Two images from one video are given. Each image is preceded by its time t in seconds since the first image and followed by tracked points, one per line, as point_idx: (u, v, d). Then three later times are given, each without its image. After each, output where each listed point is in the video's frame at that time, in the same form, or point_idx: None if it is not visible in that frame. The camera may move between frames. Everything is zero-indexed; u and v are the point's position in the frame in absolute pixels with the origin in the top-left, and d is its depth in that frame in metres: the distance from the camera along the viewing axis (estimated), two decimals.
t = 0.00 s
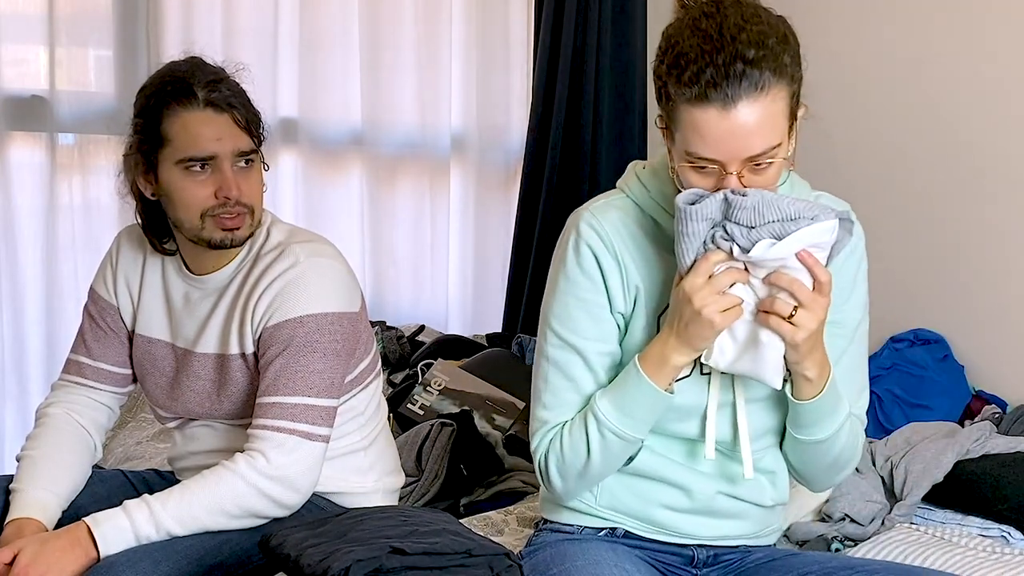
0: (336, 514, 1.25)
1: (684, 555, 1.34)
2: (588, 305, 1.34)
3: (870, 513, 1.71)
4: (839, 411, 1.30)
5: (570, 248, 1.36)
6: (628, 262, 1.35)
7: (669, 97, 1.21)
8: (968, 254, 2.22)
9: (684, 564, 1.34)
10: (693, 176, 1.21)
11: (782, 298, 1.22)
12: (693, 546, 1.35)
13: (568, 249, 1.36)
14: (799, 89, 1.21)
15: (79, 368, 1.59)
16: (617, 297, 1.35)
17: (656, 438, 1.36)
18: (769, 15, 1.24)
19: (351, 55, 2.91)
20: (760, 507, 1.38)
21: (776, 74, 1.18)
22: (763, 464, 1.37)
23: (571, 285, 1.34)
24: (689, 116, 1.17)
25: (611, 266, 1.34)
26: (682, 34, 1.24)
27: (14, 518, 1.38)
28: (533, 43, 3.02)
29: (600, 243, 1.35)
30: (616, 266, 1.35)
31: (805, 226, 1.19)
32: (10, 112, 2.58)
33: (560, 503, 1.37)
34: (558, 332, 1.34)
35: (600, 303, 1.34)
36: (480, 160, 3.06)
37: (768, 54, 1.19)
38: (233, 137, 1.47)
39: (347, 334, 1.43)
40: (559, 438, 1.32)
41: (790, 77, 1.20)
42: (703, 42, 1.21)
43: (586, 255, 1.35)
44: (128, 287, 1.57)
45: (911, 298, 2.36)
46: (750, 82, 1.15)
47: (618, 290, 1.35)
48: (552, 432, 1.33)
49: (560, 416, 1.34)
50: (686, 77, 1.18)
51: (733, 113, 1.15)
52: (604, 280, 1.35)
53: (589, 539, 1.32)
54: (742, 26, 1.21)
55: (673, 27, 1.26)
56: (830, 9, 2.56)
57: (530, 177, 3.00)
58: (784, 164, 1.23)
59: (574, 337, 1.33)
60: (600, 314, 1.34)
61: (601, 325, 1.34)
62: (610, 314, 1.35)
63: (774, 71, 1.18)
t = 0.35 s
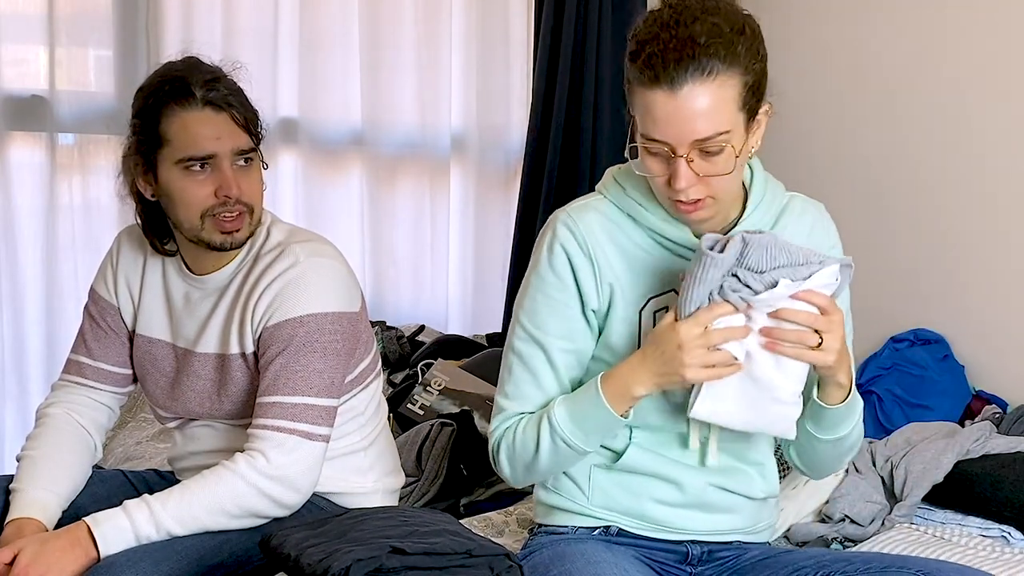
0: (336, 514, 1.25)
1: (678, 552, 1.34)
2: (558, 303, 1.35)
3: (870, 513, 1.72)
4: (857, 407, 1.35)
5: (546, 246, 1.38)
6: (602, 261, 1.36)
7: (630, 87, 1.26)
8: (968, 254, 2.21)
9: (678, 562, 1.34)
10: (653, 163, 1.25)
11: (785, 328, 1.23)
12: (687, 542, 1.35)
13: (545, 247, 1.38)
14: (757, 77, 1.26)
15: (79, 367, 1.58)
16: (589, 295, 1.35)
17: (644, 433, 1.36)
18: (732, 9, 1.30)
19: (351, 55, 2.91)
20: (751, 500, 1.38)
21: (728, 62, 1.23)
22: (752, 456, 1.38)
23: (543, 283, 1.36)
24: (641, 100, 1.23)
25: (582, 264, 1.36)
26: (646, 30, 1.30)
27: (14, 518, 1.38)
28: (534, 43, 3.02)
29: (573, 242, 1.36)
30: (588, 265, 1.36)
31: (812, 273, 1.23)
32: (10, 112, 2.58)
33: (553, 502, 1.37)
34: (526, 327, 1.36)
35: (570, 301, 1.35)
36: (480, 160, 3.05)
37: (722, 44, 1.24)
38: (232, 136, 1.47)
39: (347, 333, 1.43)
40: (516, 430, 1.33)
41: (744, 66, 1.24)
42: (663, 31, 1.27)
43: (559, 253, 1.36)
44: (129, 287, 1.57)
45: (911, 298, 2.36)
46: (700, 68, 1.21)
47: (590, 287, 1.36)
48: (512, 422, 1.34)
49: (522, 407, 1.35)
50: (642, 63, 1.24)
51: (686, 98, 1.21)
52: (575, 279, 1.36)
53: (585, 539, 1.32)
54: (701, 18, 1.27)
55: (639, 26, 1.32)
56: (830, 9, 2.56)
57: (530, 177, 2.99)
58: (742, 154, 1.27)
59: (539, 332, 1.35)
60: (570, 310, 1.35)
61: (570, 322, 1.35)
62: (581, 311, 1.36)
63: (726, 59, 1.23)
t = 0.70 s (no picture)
0: (336, 514, 1.25)
1: (675, 552, 1.33)
2: (539, 305, 1.35)
3: (870, 513, 1.71)
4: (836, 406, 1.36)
5: (528, 246, 1.38)
6: (581, 262, 1.35)
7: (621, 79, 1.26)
8: (968, 254, 2.21)
9: (675, 560, 1.33)
10: (636, 157, 1.26)
11: (747, 347, 1.26)
12: (684, 540, 1.34)
13: (527, 247, 1.39)
14: (745, 81, 1.27)
15: (79, 367, 1.58)
16: (568, 295, 1.35)
17: (633, 431, 1.35)
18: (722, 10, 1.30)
19: (351, 55, 2.91)
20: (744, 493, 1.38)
21: (719, 64, 1.23)
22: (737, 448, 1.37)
23: (524, 286, 1.36)
24: (634, 98, 1.23)
25: (561, 266, 1.35)
26: (640, 24, 1.30)
27: (14, 518, 1.38)
28: (534, 43, 3.02)
29: (554, 245, 1.36)
30: (568, 266, 1.35)
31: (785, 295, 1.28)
32: (10, 112, 2.58)
33: (547, 504, 1.38)
34: (507, 326, 1.37)
35: (550, 303, 1.35)
36: (480, 159, 3.05)
37: (713, 45, 1.24)
38: (232, 136, 1.47)
39: (347, 333, 1.43)
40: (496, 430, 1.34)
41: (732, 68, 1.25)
42: (655, 29, 1.27)
43: (539, 256, 1.36)
44: (128, 287, 1.57)
45: (911, 298, 2.36)
46: (692, 69, 1.21)
47: (569, 288, 1.35)
48: (490, 418, 1.36)
49: (500, 404, 1.36)
50: (634, 60, 1.24)
51: (675, 95, 1.21)
52: (555, 280, 1.36)
53: (583, 539, 1.32)
54: (692, 17, 1.27)
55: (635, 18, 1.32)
56: (830, 9, 2.56)
57: (530, 177, 2.99)
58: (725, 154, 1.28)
59: (517, 333, 1.36)
60: (550, 312, 1.35)
61: (550, 323, 1.35)
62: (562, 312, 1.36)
63: (718, 62, 1.23)
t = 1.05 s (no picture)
0: (337, 514, 1.25)
1: (669, 549, 1.33)
2: (522, 308, 1.35)
3: (870, 512, 1.72)
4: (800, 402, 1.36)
5: (508, 252, 1.37)
6: (564, 263, 1.35)
7: (704, 75, 1.26)
8: (968, 254, 2.21)
9: (670, 558, 1.33)
10: (737, 150, 1.27)
11: (710, 326, 1.26)
12: (677, 537, 1.34)
13: (507, 254, 1.38)
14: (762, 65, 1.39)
15: (80, 367, 1.58)
16: (552, 297, 1.35)
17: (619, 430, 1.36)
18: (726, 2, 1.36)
19: (351, 55, 2.91)
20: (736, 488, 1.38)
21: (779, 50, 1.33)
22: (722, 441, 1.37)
23: (506, 289, 1.36)
24: (753, 83, 1.26)
25: (544, 268, 1.35)
26: (685, 20, 1.29)
27: (14, 518, 1.38)
28: (534, 43, 3.02)
29: (535, 248, 1.36)
30: (551, 268, 1.35)
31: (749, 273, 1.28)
32: (10, 112, 2.58)
33: (542, 510, 1.38)
34: (492, 332, 1.36)
35: (533, 305, 1.35)
36: (480, 159, 3.05)
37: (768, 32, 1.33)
38: (234, 137, 1.47)
39: (346, 333, 1.43)
40: (488, 437, 1.33)
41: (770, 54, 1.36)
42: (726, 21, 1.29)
43: (521, 260, 1.36)
44: (129, 287, 1.57)
45: (910, 298, 2.36)
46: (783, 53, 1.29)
47: (552, 290, 1.35)
48: (483, 427, 1.34)
49: (490, 412, 1.34)
50: (741, 49, 1.26)
51: (775, 81, 1.27)
52: (538, 282, 1.35)
53: (578, 540, 1.31)
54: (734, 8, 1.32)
55: (668, 17, 1.31)
56: (829, 9, 2.56)
57: (530, 177, 2.99)
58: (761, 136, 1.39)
59: (502, 337, 1.35)
60: (533, 314, 1.35)
61: (534, 325, 1.35)
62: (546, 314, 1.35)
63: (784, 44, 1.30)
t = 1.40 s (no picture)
0: (337, 514, 1.25)
1: (664, 548, 1.33)
2: (510, 306, 1.33)
3: (870, 512, 1.72)
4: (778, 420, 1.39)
5: (497, 248, 1.36)
6: (556, 261, 1.34)
7: (733, 79, 1.28)
8: (968, 254, 2.21)
9: (666, 556, 1.33)
10: (750, 156, 1.30)
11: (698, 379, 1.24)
12: (672, 534, 1.34)
13: (496, 249, 1.37)
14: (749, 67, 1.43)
15: (79, 367, 1.58)
16: (542, 295, 1.33)
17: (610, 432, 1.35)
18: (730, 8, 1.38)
19: (351, 55, 2.91)
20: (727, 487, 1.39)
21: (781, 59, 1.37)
22: (708, 438, 1.39)
23: (495, 286, 1.34)
24: (775, 95, 1.30)
25: (534, 266, 1.33)
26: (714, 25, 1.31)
27: (14, 518, 1.38)
28: (534, 43, 3.02)
29: (526, 246, 1.35)
30: (542, 266, 1.34)
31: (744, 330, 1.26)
32: (10, 112, 2.58)
33: (536, 516, 1.36)
34: (478, 329, 1.34)
35: (523, 303, 1.33)
36: (480, 159, 3.05)
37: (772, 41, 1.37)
38: (235, 141, 1.47)
39: (347, 334, 1.43)
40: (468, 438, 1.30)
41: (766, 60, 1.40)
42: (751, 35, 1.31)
43: (512, 258, 1.34)
44: (128, 286, 1.57)
45: (910, 298, 2.36)
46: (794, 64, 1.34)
47: (543, 288, 1.33)
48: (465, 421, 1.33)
49: (472, 409, 1.33)
50: (767, 63, 1.29)
51: (790, 93, 1.31)
52: (528, 280, 1.34)
53: (574, 541, 1.31)
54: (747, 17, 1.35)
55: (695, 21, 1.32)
56: (829, 9, 2.56)
57: (530, 178, 2.99)
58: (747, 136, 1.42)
59: (489, 334, 1.33)
60: (522, 312, 1.33)
61: (523, 324, 1.33)
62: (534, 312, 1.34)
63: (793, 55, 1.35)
